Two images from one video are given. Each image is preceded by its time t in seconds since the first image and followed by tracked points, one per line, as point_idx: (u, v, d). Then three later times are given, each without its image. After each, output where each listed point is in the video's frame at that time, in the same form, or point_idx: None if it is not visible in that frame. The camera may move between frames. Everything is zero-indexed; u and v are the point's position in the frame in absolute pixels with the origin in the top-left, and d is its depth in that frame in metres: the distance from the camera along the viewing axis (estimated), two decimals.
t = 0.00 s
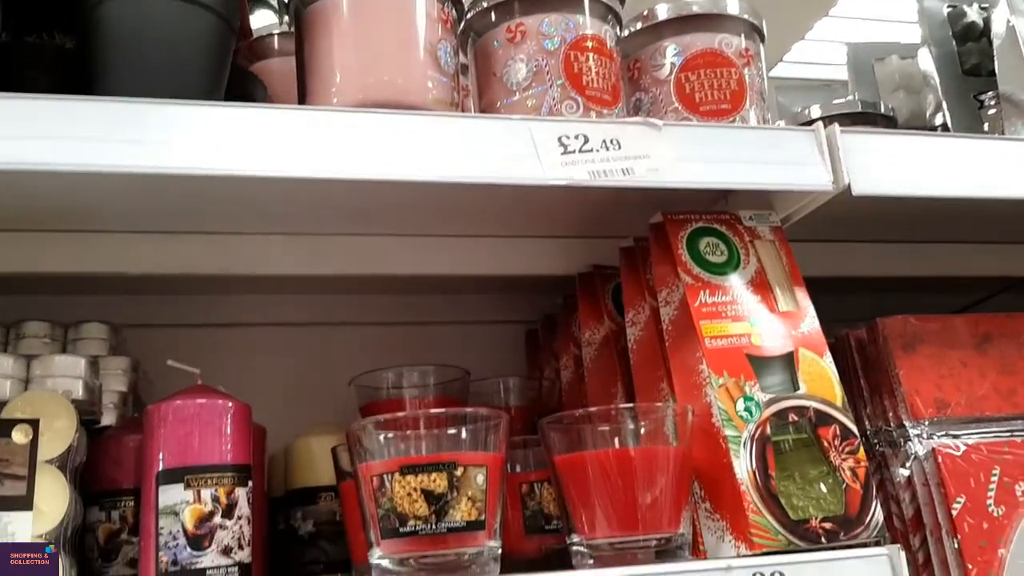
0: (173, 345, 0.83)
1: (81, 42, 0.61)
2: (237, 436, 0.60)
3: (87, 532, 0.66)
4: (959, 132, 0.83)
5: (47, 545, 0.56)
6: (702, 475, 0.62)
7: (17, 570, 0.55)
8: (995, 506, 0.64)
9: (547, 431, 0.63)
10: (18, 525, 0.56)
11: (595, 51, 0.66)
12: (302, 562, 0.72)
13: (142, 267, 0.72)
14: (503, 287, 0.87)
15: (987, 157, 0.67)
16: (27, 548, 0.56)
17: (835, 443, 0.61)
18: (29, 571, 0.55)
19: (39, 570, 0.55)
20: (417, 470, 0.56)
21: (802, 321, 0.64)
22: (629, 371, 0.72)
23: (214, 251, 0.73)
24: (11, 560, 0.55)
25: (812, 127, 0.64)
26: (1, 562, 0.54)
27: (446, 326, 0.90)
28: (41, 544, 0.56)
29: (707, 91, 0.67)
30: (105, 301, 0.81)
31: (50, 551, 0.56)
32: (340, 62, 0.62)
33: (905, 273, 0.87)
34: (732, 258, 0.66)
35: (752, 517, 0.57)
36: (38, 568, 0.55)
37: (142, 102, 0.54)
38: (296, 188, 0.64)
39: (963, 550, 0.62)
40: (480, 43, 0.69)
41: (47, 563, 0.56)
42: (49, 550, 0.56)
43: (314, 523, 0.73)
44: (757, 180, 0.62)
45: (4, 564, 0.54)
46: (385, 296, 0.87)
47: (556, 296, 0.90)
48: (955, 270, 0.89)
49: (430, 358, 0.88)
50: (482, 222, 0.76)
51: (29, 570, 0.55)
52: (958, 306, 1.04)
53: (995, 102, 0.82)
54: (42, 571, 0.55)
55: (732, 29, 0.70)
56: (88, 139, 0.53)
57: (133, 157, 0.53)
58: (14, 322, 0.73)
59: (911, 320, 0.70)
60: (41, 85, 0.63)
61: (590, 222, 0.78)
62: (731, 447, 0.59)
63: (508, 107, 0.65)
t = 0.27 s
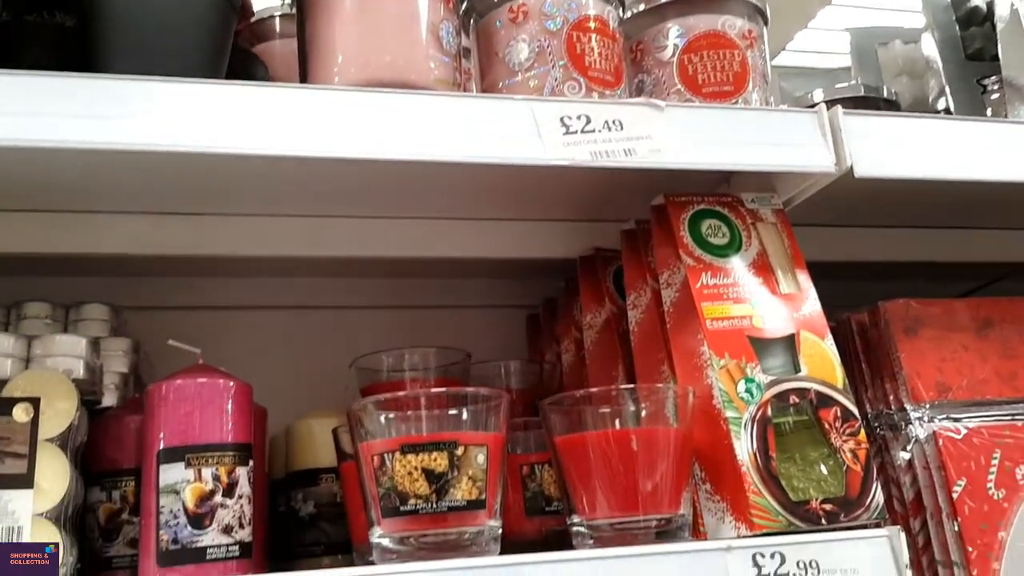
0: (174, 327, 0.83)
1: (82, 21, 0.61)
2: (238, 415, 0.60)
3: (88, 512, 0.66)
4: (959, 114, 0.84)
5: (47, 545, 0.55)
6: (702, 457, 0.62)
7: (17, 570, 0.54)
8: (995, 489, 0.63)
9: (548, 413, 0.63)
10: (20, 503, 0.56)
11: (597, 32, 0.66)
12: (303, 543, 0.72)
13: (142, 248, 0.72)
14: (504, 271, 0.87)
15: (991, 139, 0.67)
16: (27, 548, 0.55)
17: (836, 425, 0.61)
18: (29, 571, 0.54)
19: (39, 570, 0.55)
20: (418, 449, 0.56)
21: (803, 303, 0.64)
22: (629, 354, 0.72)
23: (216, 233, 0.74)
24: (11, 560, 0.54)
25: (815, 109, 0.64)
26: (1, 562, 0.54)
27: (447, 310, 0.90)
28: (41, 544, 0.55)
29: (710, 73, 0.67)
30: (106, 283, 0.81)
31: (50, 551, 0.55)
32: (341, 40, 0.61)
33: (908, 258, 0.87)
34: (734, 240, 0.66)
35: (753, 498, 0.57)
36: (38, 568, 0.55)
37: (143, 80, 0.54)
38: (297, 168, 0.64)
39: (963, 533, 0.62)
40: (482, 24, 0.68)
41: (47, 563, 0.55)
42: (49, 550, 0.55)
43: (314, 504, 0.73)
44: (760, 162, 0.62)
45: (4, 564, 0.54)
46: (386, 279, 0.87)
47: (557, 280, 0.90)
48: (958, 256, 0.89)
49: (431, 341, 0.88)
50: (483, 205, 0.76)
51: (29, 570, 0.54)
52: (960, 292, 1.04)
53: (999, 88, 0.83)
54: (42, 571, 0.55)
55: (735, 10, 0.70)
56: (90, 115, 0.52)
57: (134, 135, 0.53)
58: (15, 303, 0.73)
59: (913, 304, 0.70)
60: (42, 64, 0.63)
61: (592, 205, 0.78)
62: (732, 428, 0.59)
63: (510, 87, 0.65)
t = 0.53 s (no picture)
0: (177, 312, 0.83)
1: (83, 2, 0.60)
2: (240, 397, 0.60)
3: (90, 494, 0.66)
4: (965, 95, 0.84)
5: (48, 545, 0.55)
6: (704, 441, 0.62)
7: (17, 570, 0.53)
8: (998, 473, 0.63)
9: (549, 396, 0.63)
10: (22, 484, 0.56)
11: (600, 14, 0.66)
12: (306, 527, 0.72)
13: (146, 231, 0.72)
14: (507, 256, 0.87)
15: (996, 123, 0.67)
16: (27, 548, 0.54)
17: (838, 408, 0.61)
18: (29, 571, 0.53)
19: (39, 570, 0.53)
20: (419, 431, 0.56)
21: (805, 286, 0.64)
22: (632, 338, 0.72)
23: (218, 216, 0.74)
24: (11, 560, 0.53)
25: (819, 92, 0.64)
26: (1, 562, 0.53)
27: (449, 295, 0.90)
28: (42, 544, 0.55)
29: (714, 56, 0.67)
30: (109, 267, 0.81)
31: (50, 551, 0.54)
32: (343, 22, 0.61)
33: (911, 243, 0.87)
34: (737, 223, 0.66)
35: (754, 481, 0.57)
36: (38, 568, 0.53)
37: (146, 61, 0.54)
38: (299, 148, 0.63)
39: (965, 517, 0.62)
40: (484, 6, 0.68)
41: (47, 563, 0.54)
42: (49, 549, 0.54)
43: (317, 488, 0.73)
44: (763, 144, 0.62)
45: (4, 565, 0.53)
46: (389, 264, 0.87)
47: (560, 265, 0.89)
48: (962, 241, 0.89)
49: (433, 326, 0.88)
50: (486, 188, 0.76)
51: (29, 570, 0.53)
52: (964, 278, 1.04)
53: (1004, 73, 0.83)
54: (42, 571, 0.53)
55: None
56: (94, 95, 0.52)
57: (136, 116, 0.53)
58: (18, 286, 0.73)
59: (916, 289, 0.70)
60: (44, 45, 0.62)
61: (594, 189, 0.78)
62: (734, 411, 0.59)
63: (513, 70, 0.65)
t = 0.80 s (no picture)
0: (180, 295, 0.83)
1: None
2: (242, 377, 0.60)
3: (91, 475, 0.67)
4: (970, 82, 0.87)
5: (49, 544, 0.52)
6: (706, 424, 0.62)
7: (17, 570, 0.52)
8: (1000, 458, 0.63)
9: (551, 379, 0.63)
10: (23, 463, 0.56)
11: None
12: (307, 509, 0.72)
13: (149, 213, 0.72)
14: (510, 241, 0.87)
15: (1002, 106, 0.66)
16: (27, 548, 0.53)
17: (840, 392, 0.61)
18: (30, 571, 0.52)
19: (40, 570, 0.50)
20: (421, 412, 0.56)
21: (808, 270, 0.64)
22: (634, 322, 0.72)
23: (220, 200, 0.74)
24: (11, 561, 0.53)
25: (824, 75, 0.64)
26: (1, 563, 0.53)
27: (452, 280, 0.89)
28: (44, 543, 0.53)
29: (719, 39, 0.67)
30: (112, 250, 0.81)
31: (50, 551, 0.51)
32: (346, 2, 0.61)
33: (916, 230, 0.87)
34: (740, 207, 0.65)
35: (756, 464, 0.57)
36: (40, 567, 0.51)
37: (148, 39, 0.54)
38: (301, 129, 0.63)
39: (967, 502, 0.62)
40: None
41: (47, 564, 0.50)
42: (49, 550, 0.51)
43: (319, 470, 0.73)
44: (766, 127, 0.61)
45: (4, 565, 0.52)
46: (392, 249, 0.87)
47: (563, 250, 0.89)
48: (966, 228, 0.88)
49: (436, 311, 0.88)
50: (489, 171, 0.76)
51: (30, 569, 0.52)
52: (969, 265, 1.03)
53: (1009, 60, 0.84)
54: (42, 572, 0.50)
55: None
56: (95, 73, 0.52)
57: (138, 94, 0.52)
58: (20, 268, 0.73)
59: (920, 274, 0.70)
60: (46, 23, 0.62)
61: (597, 173, 0.78)
62: (736, 394, 0.59)
63: (516, 51, 0.64)
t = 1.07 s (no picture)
0: (185, 279, 0.83)
1: None
2: (245, 359, 0.60)
3: (96, 456, 0.67)
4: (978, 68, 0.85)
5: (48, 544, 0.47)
6: (709, 410, 0.62)
7: (17, 572, 0.47)
8: (1003, 447, 0.63)
9: (554, 364, 0.63)
10: (27, 442, 0.56)
11: None
12: (311, 493, 0.73)
13: (155, 196, 0.73)
14: (514, 228, 0.87)
15: (1009, 94, 0.66)
16: (27, 547, 0.47)
17: (843, 378, 0.61)
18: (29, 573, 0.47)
19: (39, 572, 0.47)
20: (424, 394, 0.56)
21: (812, 257, 0.64)
22: (637, 309, 0.72)
23: (227, 183, 0.75)
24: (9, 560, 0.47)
25: (831, 61, 0.64)
26: None
27: (457, 267, 0.90)
28: (42, 542, 0.47)
29: (725, 25, 0.66)
30: (117, 234, 0.81)
31: (51, 551, 0.47)
32: None
33: (921, 219, 0.87)
34: (745, 193, 0.65)
35: (758, 449, 0.57)
36: (38, 569, 0.47)
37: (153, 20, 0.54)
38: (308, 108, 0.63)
39: (969, 490, 0.62)
40: None
41: (47, 564, 0.47)
42: (49, 550, 0.47)
43: (322, 454, 0.73)
44: (771, 113, 0.61)
45: (2, 565, 0.47)
46: (396, 236, 0.87)
47: (567, 238, 0.89)
48: (971, 218, 0.88)
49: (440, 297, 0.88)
50: (494, 156, 0.76)
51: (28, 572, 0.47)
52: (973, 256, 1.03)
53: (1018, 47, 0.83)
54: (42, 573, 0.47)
55: None
56: (102, 52, 0.52)
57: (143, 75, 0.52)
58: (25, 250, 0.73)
59: (925, 262, 0.70)
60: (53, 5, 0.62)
61: (602, 159, 0.78)
62: (739, 379, 0.59)
63: (521, 35, 0.64)
